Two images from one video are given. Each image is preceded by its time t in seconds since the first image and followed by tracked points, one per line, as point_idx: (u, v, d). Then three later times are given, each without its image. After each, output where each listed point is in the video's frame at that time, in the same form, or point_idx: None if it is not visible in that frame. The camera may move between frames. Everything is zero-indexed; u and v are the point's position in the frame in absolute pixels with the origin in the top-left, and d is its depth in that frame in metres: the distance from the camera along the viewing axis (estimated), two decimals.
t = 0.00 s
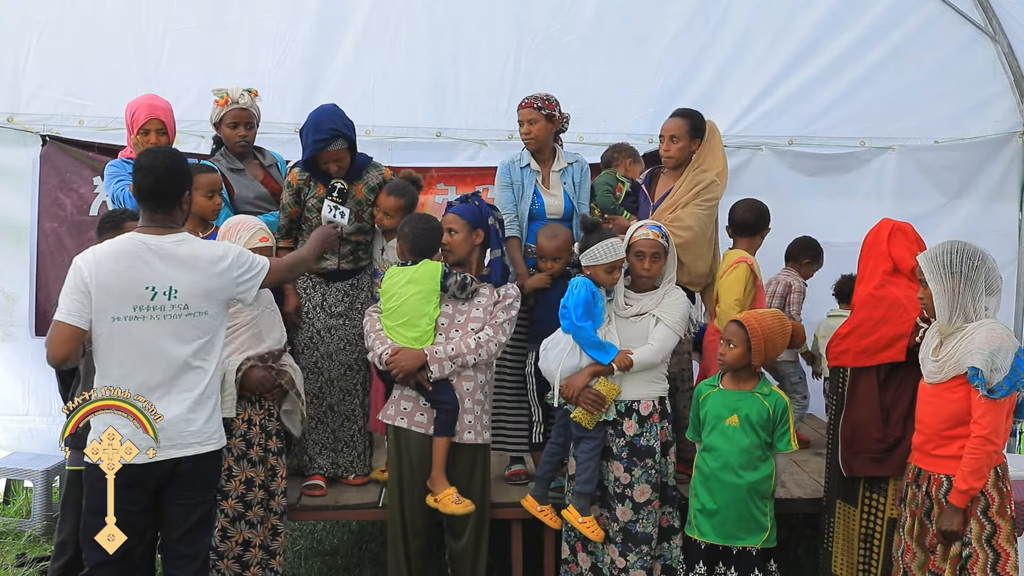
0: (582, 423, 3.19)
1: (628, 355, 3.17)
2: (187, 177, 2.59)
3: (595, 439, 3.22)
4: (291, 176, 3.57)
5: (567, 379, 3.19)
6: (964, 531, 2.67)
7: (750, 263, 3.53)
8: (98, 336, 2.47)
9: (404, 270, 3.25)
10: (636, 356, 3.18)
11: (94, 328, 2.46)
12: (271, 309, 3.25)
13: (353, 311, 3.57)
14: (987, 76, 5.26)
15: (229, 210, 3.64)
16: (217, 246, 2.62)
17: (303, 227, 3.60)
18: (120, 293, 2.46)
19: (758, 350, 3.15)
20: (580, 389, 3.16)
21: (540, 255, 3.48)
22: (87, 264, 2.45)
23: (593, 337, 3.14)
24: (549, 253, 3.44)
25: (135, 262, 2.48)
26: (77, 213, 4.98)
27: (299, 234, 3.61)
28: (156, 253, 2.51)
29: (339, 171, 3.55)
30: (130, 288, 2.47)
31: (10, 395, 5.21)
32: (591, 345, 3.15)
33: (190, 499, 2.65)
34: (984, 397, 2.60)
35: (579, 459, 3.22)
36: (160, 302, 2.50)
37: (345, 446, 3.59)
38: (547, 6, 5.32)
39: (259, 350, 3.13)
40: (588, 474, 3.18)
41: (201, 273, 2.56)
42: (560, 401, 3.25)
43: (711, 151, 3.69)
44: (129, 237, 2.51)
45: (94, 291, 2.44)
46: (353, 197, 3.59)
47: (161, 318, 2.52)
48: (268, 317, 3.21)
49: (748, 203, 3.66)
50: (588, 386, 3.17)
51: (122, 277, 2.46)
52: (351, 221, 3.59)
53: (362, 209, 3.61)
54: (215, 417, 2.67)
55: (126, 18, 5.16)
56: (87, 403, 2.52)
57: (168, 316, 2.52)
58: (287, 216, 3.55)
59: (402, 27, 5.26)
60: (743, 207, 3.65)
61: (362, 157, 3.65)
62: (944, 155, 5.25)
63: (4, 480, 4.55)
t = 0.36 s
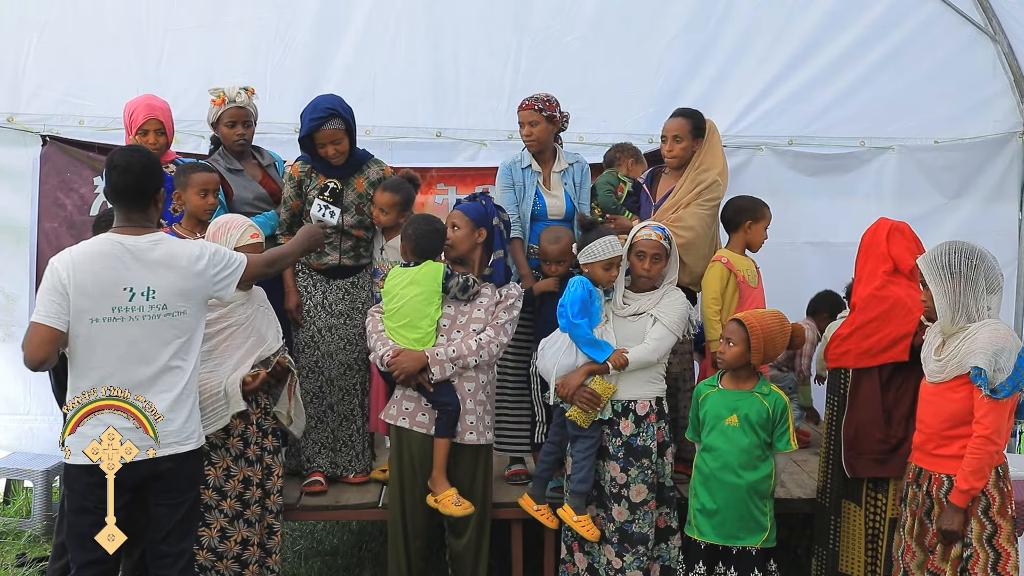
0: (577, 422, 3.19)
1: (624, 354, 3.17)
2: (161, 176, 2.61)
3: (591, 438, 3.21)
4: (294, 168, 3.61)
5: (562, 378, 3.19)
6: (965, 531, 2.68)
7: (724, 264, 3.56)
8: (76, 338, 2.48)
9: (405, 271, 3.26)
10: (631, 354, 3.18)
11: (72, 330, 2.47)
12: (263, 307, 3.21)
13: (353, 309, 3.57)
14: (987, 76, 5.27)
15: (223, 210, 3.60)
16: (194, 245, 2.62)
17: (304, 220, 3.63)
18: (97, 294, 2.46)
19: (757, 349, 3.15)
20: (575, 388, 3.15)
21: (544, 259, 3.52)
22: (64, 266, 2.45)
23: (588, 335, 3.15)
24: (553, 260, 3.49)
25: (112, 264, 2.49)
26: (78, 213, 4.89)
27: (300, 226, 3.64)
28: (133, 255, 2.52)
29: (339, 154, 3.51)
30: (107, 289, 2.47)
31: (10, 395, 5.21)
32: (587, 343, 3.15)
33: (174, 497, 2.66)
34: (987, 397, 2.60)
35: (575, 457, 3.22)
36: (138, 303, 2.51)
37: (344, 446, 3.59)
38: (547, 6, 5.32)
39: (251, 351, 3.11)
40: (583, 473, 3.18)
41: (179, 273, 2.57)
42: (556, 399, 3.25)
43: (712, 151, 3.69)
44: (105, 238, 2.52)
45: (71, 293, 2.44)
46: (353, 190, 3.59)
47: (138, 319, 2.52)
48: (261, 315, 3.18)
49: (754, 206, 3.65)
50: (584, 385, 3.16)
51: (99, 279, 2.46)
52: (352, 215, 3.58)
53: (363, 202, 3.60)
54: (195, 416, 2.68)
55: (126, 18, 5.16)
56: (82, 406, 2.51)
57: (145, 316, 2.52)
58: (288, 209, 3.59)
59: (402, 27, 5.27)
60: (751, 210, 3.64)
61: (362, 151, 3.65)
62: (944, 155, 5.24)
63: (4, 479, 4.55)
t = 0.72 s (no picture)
0: (574, 423, 3.19)
1: (621, 357, 3.16)
2: (141, 175, 2.60)
3: (587, 439, 3.21)
4: (296, 173, 3.59)
5: (561, 379, 3.19)
6: (966, 530, 2.68)
7: (709, 263, 3.60)
8: (65, 341, 2.48)
9: (407, 271, 3.25)
10: (629, 357, 3.17)
11: (60, 335, 2.47)
12: (262, 307, 3.23)
13: (357, 310, 3.57)
14: (987, 76, 5.29)
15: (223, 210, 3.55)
16: (178, 244, 2.61)
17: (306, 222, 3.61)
18: (82, 298, 2.46)
19: (757, 349, 3.14)
20: (572, 389, 3.16)
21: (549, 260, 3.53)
22: (49, 270, 2.45)
23: (587, 337, 3.15)
24: (558, 260, 3.50)
25: (97, 267, 2.48)
26: (78, 213, 4.89)
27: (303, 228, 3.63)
28: (117, 257, 2.51)
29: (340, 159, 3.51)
30: (93, 292, 2.47)
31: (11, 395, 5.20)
32: (585, 345, 3.15)
33: (166, 495, 2.66)
34: (991, 396, 2.60)
35: (572, 458, 3.21)
36: (124, 305, 2.51)
37: (346, 446, 3.58)
38: (548, 6, 5.33)
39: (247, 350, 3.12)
40: (579, 473, 3.17)
41: (165, 273, 2.56)
42: (553, 400, 3.25)
43: (712, 150, 3.70)
44: (89, 241, 2.51)
45: (57, 297, 2.44)
46: (356, 193, 3.59)
47: (126, 321, 2.52)
48: (259, 316, 3.19)
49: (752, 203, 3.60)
50: (580, 386, 3.17)
51: (84, 283, 2.46)
52: (353, 219, 3.59)
53: (365, 204, 3.60)
54: (187, 414, 2.67)
55: (126, 18, 5.15)
56: (82, 406, 2.52)
57: (132, 318, 2.52)
58: (290, 213, 3.57)
59: (403, 27, 5.27)
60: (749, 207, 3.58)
61: (364, 154, 3.65)
62: (944, 155, 5.24)
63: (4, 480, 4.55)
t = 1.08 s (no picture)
0: (576, 424, 3.19)
1: (623, 358, 3.16)
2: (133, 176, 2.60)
3: (588, 440, 3.21)
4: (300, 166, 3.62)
5: (563, 381, 3.18)
6: (966, 530, 2.67)
7: (705, 264, 3.60)
8: (59, 343, 2.48)
9: (408, 271, 3.26)
10: (630, 358, 3.17)
11: (54, 336, 2.47)
12: (263, 305, 3.26)
13: (359, 310, 3.57)
14: (987, 76, 5.30)
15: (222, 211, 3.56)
16: (171, 244, 2.60)
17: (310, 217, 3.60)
18: (75, 299, 2.46)
19: (757, 350, 3.15)
20: (574, 391, 3.15)
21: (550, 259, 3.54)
22: (42, 273, 2.45)
23: (588, 338, 3.14)
24: (559, 259, 3.50)
25: (89, 269, 2.48)
26: (78, 213, 4.89)
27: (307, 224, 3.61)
28: (109, 258, 2.50)
29: (343, 147, 3.54)
30: (86, 294, 2.47)
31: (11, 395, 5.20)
32: (586, 347, 3.15)
33: (163, 494, 2.66)
34: (991, 395, 2.60)
35: (573, 459, 3.21)
36: (117, 306, 2.50)
37: (347, 445, 3.59)
38: (548, 6, 5.33)
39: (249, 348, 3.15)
40: (580, 475, 3.17)
41: (157, 273, 2.56)
42: (555, 402, 3.25)
43: (712, 150, 3.70)
44: (82, 242, 2.51)
45: (49, 300, 2.45)
46: (359, 186, 3.60)
47: (119, 322, 2.51)
48: (261, 313, 3.22)
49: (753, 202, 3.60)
50: (583, 387, 3.16)
51: (76, 285, 2.46)
52: (356, 212, 3.59)
53: (368, 198, 3.61)
54: (183, 414, 2.66)
55: (127, 18, 5.15)
56: (82, 406, 2.52)
57: (125, 318, 2.52)
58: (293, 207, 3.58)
59: (403, 27, 5.27)
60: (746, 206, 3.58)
61: (367, 149, 3.68)
62: (944, 155, 5.24)
63: (4, 480, 4.55)
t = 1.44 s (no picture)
0: (581, 425, 3.19)
1: (628, 357, 3.16)
2: (131, 176, 2.60)
3: (595, 441, 3.21)
4: (306, 160, 3.65)
5: (567, 382, 3.17)
6: (966, 529, 2.67)
7: (703, 262, 3.62)
8: (57, 344, 2.48)
9: (407, 271, 3.26)
10: (635, 357, 3.17)
11: (52, 337, 2.47)
12: (268, 305, 3.26)
13: (363, 307, 3.59)
14: (987, 76, 5.30)
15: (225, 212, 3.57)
16: (168, 244, 2.60)
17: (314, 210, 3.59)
18: (72, 300, 2.46)
19: (759, 350, 3.15)
20: (580, 392, 3.14)
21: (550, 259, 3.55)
22: (39, 274, 2.45)
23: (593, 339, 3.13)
24: (559, 258, 3.51)
25: (86, 269, 2.48)
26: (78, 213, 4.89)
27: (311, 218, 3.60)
28: (106, 258, 2.50)
29: (351, 136, 3.60)
30: (83, 294, 2.47)
31: (11, 395, 5.20)
32: (592, 347, 3.13)
33: (163, 494, 2.66)
34: (991, 394, 2.60)
35: (580, 460, 3.21)
36: (115, 306, 2.50)
37: (347, 444, 3.58)
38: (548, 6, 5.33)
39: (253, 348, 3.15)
40: (588, 475, 3.17)
41: (155, 273, 2.56)
42: (561, 403, 3.23)
43: (712, 151, 3.70)
44: (79, 243, 2.51)
45: (46, 301, 2.45)
46: (364, 178, 3.64)
47: (116, 321, 2.51)
48: (265, 313, 3.22)
49: (747, 200, 3.59)
50: (589, 388, 3.15)
51: (73, 285, 2.46)
52: (363, 201, 3.62)
53: (373, 189, 3.64)
54: (182, 413, 2.67)
55: (126, 18, 5.15)
56: (82, 406, 2.52)
57: (123, 318, 2.52)
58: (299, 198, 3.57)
59: (403, 27, 5.27)
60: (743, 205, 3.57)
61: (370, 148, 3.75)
62: (944, 155, 5.25)
63: (4, 480, 4.55)
